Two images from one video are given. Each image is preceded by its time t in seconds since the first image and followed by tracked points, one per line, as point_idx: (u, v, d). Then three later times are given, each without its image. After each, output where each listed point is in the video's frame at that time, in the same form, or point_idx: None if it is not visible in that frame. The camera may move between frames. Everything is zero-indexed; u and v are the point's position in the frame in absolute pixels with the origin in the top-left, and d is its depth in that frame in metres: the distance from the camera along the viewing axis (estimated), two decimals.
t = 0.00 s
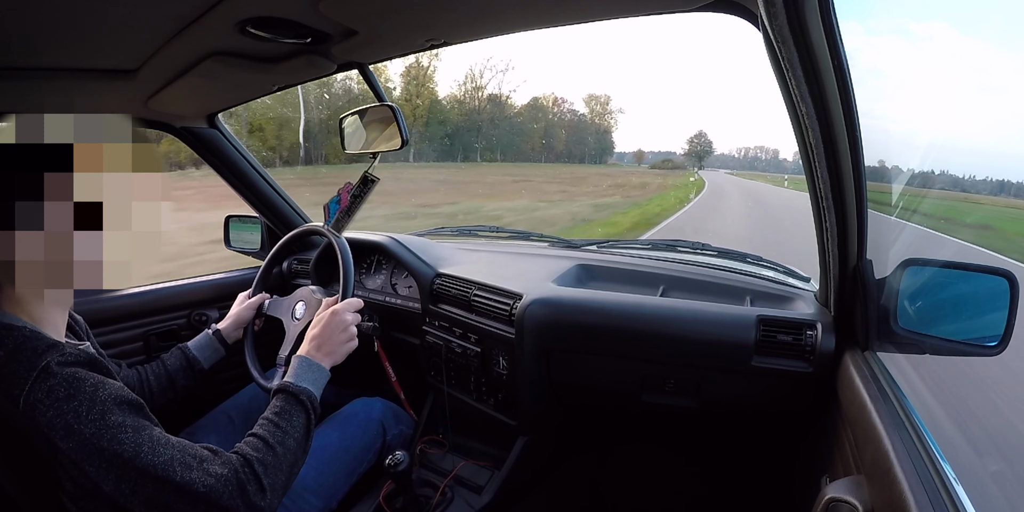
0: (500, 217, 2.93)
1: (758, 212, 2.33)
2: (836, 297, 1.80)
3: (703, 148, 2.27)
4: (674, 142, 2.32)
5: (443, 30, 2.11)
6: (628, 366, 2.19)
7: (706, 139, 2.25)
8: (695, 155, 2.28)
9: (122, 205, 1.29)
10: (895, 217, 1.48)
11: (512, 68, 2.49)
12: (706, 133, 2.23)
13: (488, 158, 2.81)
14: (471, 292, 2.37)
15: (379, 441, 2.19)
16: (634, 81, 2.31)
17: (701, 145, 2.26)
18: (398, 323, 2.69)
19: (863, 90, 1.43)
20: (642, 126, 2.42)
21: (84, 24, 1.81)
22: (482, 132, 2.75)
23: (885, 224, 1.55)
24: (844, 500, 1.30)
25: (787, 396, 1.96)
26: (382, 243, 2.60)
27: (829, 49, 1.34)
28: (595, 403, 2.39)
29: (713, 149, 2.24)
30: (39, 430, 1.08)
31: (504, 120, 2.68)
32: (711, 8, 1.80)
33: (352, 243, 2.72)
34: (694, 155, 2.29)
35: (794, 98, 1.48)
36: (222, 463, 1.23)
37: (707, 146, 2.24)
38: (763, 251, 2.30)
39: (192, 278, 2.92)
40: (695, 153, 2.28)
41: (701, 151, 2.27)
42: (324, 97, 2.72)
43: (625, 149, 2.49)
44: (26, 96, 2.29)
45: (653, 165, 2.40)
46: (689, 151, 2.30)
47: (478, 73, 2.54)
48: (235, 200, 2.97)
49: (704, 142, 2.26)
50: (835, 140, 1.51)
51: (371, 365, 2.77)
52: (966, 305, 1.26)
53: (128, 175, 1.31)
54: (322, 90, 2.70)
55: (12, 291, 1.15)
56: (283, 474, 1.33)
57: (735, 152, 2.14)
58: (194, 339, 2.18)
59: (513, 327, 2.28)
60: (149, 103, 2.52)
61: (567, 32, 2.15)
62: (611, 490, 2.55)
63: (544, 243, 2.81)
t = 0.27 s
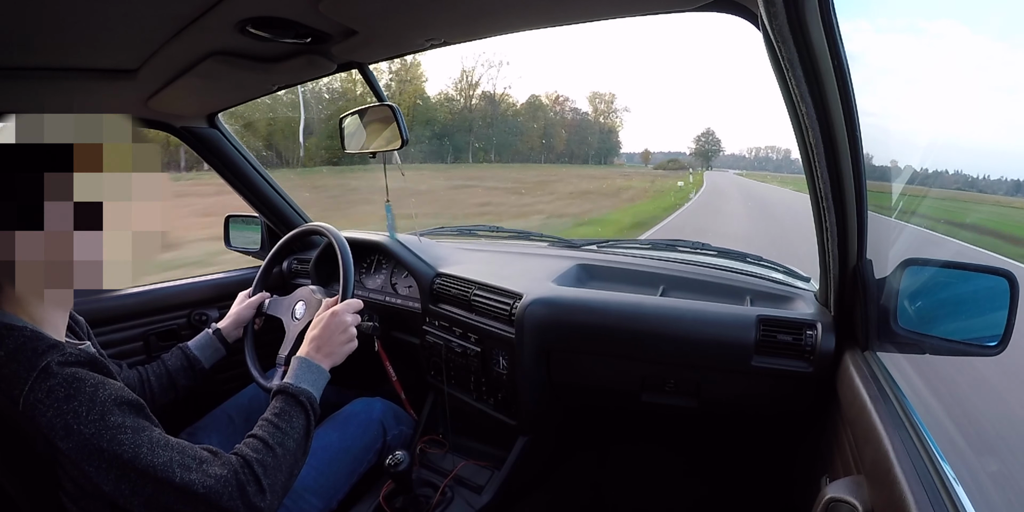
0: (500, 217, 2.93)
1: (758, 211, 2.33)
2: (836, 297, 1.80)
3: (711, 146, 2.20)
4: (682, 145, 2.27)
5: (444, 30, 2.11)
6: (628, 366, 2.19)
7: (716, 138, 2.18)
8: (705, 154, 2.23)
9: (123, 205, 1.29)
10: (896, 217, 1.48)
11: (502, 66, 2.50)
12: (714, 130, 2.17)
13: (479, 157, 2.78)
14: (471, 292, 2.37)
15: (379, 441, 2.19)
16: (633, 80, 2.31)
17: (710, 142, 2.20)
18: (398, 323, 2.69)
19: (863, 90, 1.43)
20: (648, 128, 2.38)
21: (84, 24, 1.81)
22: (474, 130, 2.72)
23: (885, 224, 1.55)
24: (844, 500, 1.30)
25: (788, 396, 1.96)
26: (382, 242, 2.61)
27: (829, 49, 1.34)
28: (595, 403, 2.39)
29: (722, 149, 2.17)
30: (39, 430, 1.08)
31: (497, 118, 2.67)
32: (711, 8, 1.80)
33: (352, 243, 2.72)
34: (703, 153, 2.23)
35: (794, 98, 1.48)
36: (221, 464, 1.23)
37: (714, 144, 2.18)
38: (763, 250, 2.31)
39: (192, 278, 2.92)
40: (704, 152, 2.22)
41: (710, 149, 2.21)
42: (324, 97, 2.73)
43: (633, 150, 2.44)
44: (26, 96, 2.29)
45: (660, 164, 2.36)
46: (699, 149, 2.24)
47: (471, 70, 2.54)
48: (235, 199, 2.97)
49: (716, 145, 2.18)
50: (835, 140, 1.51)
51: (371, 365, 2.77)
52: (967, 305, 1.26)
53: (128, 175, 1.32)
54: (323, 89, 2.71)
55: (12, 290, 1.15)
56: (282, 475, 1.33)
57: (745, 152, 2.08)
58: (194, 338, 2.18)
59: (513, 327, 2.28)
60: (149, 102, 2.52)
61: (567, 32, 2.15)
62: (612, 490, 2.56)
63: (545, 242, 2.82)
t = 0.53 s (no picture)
0: (500, 217, 2.93)
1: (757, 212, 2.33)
2: (835, 297, 1.80)
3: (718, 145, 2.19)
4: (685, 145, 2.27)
5: (444, 30, 2.11)
6: (628, 367, 2.19)
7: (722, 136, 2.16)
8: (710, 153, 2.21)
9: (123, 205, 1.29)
10: (895, 217, 1.48)
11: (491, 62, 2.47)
12: (720, 129, 2.15)
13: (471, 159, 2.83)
14: (471, 292, 2.37)
15: (379, 441, 2.19)
16: (633, 81, 2.31)
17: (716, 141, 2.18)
18: (398, 323, 2.69)
19: (863, 90, 1.43)
20: (650, 126, 2.39)
21: (85, 24, 1.81)
22: (462, 130, 2.75)
23: (885, 224, 1.55)
24: (844, 500, 1.30)
25: (788, 396, 1.96)
26: (382, 243, 2.61)
27: (829, 49, 1.34)
28: (595, 403, 2.39)
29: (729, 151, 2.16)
30: (40, 429, 1.08)
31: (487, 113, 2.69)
32: (711, 8, 1.80)
33: (352, 243, 2.72)
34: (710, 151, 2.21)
35: (794, 98, 1.48)
36: (222, 463, 1.23)
37: (722, 144, 2.17)
38: (763, 250, 2.31)
39: (192, 278, 2.92)
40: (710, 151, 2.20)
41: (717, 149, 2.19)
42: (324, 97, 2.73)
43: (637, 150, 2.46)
44: (26, 96, 2.29)
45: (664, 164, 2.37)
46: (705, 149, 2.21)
47: (460, 65, 2.50)
48: (235, 200, 2.97)
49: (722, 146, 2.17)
50: (835, 141, 1.51)
51: (371, 365, 2.77)
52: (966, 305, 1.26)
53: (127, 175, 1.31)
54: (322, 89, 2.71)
55: (12, 291, 1.15)
56: (284, 473, 1.33)
57: (753, 151, 2.02)
58: (193, 339, 2.18)
59: (513, 327, 2.28)
60: (149, 103, 2.52)
61: (567, 32, 2.15)
62: (611, 490, 2.56)
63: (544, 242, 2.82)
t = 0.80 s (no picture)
0: (500, 217, 2.93)
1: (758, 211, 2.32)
2: (835, 297, 1.80)
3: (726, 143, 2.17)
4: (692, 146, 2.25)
5: (444, 30, 2.11)
6: (628, 367, 2.19)
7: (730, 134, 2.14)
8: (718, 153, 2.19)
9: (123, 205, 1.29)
10: (895, 216, 1.49)
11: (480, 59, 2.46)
12: (728, 126, 2.13)
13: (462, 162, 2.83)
14: (471, 292, 2.37)
15: (379, 441, 2.19)
16: (633, 80, 2.31)
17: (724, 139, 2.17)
18: (398, 323, 2.69)
19: (862, 89, 1.43)
20: (659, 128, 2.34)
21: (84, 24, 1.81)
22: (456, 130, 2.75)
23: (885, 224, 1.55)
24: (844, 500, 1.30)
25: (788, 396, 1.96)
26: (382, 243, 2.61)
27: (828, 49, 1.34)
28: (596, 403, 2.39)
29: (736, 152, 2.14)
30: (38, 429, 1.08)
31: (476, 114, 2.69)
32: (711, 8, 1.80)
33: (352, 243, 2.72)
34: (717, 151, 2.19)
35: (794, 97, 1.48)
36: (220, 464, 1.23)
37: (730, 143, 2.15)
38: (763, 250, 2.30)
39: (192, 278, 2.92)
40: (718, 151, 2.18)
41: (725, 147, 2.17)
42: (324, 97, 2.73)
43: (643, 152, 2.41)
44: (26, 97, 2.29)
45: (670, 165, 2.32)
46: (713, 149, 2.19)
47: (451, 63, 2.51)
48: (235, 200, 2.97)
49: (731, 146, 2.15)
50: (835, 141, 1.51)
51: (371, 365, 2.77)
52: (966, 305, 1.26)
53: (127, 176, 1.32)
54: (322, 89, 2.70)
55: (12, 290, 1.15)
56: (282, 475, 1.33)
57: (764, 152, 1.94)
58: (193, 339, 2.18)
59: (513, 328, 2.28)
60: (149, 103, 2.52)
61: (567, 32, 2.15)
62: (612, 490, 2.56)
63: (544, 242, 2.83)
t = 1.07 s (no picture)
0: (500, 217, 2.93)
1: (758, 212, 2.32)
2: (835, 297, 1.80)
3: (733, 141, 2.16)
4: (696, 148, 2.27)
5: (445, 30, 2.11)
6: (628, 367, 2.19)
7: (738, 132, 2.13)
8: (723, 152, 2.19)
9: (123, 204, 1.29)
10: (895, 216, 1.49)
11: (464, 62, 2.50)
12: (736, 125, 2.13)
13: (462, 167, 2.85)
14: (471, 292, 2.37)
15: (378, 441, 2.19)
16: (634, 79, 2.31)
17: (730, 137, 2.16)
18: (398, 324, 2.69)
19: (863, 89, 1.43)
20: (660, 123, 2.35)
21: (84, 24, 1.81)
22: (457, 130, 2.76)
23: (885, 224, 1.55)
24: (844, 501, 1.29)
25: (788, 397, 1.96)
26: (382, 243, 2.61)
27: (829, 49, 1.34)
28: (596, 403, 2.39)
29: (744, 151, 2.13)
30: (38, 431, 1.08)
31: (461, 121, 2.73)
32: (711, 8, 1.80)
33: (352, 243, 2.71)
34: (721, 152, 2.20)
35: (794, 98, 1.48)
36: (215, 475, 1.23)
37: (737, 141, 2.14)
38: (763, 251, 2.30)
39: (192, 278, 2.92)
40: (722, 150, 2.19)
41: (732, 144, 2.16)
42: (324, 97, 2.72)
43: (648, 154, 2.42)
44: (25, 96, 2.29)
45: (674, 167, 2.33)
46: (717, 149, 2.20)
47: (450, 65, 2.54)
48: (235, 200, 2.97)
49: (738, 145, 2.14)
50: (835, 141, 1.51)
51: (370, 365, 2.77)
52: (966, 305, 1.26)
53: (127, 177, 1.31)
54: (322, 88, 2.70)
55: (13, 290, 1.15)
56: (274, 489, 1.33)
57: (772, 152, 1.88)
58: (193, 328, 2.17)
59: (513, 328, 2.28)
60: (149, 102, 2.51)
61: (567, 32, 2.15)
62: (612, 491, 2.56)
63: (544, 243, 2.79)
